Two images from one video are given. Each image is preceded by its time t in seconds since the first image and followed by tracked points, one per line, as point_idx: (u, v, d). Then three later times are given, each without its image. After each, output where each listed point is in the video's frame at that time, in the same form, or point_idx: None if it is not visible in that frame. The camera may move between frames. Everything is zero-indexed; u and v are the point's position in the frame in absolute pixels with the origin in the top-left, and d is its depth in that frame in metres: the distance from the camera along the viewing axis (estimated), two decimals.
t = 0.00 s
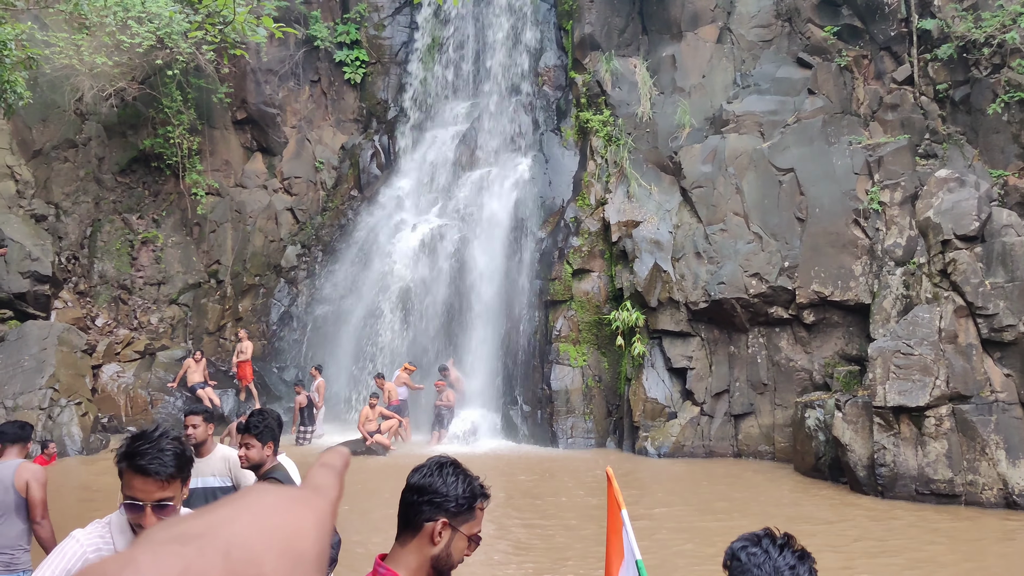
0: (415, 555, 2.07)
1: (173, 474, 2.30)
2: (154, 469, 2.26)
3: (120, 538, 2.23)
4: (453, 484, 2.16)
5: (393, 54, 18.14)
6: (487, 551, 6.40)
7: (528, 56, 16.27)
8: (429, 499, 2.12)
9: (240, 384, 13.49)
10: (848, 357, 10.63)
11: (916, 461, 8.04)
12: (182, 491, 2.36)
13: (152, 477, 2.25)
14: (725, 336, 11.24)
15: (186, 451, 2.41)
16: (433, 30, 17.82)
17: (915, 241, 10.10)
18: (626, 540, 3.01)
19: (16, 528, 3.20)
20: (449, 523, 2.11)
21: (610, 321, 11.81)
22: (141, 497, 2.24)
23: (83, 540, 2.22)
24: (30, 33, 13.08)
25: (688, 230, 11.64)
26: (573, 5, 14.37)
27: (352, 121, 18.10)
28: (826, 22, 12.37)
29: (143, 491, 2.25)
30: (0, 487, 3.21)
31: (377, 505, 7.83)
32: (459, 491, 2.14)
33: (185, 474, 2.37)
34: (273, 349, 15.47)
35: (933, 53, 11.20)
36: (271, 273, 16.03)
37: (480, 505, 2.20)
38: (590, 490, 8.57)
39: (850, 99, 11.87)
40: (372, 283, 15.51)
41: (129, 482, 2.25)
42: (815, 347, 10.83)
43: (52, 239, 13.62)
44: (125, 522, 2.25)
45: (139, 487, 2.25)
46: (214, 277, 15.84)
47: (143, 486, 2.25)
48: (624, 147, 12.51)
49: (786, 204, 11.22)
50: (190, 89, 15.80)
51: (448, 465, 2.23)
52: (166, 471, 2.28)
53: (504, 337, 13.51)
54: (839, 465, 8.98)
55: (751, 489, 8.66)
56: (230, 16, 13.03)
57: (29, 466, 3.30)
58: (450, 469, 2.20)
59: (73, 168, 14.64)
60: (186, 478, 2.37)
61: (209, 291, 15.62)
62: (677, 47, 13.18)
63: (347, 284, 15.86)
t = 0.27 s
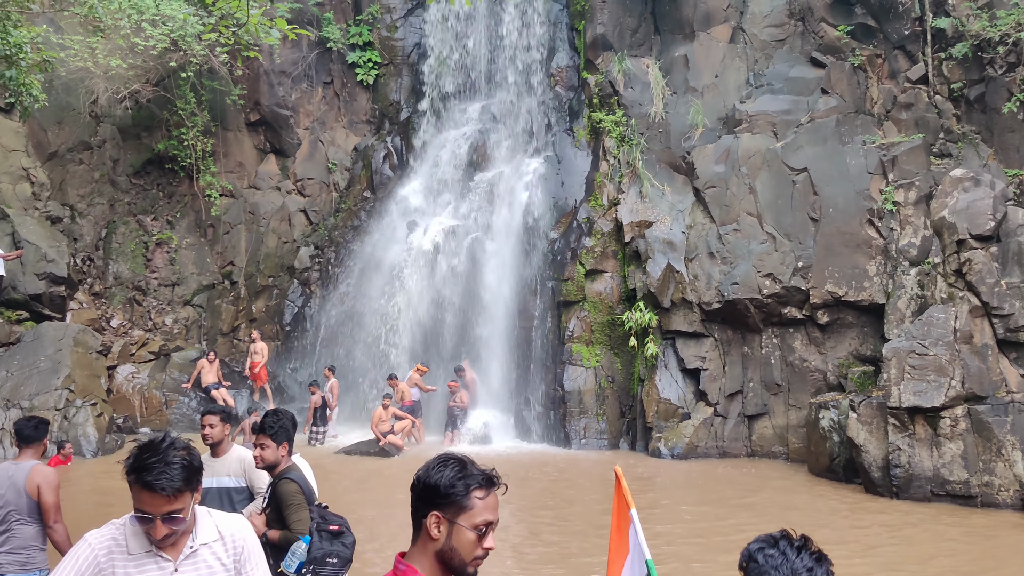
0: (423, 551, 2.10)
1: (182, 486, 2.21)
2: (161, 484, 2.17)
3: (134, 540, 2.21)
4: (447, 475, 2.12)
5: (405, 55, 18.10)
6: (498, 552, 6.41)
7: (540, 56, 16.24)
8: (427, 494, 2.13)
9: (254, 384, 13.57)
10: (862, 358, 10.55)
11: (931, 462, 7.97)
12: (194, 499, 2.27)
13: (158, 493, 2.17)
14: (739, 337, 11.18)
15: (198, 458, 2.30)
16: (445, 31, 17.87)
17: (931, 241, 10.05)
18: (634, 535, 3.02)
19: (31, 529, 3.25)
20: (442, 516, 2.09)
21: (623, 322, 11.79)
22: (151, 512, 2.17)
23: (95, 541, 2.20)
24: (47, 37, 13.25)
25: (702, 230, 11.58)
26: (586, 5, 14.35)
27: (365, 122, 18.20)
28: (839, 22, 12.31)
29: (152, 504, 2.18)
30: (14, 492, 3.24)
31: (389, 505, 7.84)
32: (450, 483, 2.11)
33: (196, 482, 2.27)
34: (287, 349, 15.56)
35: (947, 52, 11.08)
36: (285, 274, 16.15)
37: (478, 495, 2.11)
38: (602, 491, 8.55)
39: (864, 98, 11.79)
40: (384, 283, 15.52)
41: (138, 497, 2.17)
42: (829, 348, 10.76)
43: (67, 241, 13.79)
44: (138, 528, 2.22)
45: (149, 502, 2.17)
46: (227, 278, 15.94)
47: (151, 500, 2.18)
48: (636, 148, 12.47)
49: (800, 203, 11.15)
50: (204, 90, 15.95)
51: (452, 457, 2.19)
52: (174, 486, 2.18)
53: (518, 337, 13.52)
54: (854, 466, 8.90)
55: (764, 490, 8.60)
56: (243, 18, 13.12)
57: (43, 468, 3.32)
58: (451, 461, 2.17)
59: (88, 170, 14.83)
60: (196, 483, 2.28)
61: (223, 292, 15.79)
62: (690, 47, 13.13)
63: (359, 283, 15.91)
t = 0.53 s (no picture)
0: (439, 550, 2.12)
1: (213, 487, 2.24)
2: (193, 483, 2.20)
3: (165, 537, 2.24)
4: (448, 471, 2.16)
5: (420, 56, 18.21)
6: (514, 552, 6.43)
7: (555, 56, 16.21)
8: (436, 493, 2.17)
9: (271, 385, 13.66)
10: (880, 359, 10.45)
11: (950, 464, 7.87)
12: (223, 500, 2.30)
13: (189, 492, 2.20)
14: (755, 338, 11.10)
15: (229, 460, 2.34)
16: (460, 33, 17.91)
17: (949, 242, 9.91)
18: (649, 535, 3.01)
19: (47, 532, 3.28)
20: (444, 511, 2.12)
21: (639, 323, 11.75)
22: (182, 510, 2.20)
23: (128, 534, 2.24)
24: (67, 41, 13.46)
25: (718, 230, 11.51)
26: (601, 6, 14.32)
27: (380, 124, 18.28)
28: (856, 21, 12.22)
29: (182, 503, 2.21)
30: (32, 495, 3.29)
31: (402, 506, 7.86)
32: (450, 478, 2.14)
33: (227, 484, 2.30)
34: (304, 351, 15.69)
35: (965, 52, 10.92)
36: (301, 275, 16.25)
37: (477, 486, 2.11)
38: (616, 492, 8.53)
39: (881, 98, 11.76)
40: (400, 284, 15.58)
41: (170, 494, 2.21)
42: (847, 348, 10.67)
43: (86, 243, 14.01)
44: (168, 528, 2.25)
45: (180, 500, 2.21)
46: (244, 280, 16.06)
47: (182, 498, 2.21)
48: (652, 148, 12.41)
49: (817, 204, 11.07)
50: (220, 93, 16.11)
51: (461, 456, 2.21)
52: (204, 484, 2.21)
53: (533, 338, 13.52)
54: (871, 468, 8.81)
55: (781, 492, 8.54)
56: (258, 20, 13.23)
57: (58, 472, 3.33)
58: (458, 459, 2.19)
59: (106, 172, 15.06)
60: (227, 485, 2.31)
61: (240, 293, 15.98)
62: (705, 47, 13.06)
63: (375, 283, 15.98)
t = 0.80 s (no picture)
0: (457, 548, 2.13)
1: (239, 479, 2.26)
2: (222, 475, 2.22)
3: (191, 535, 2.26)
4: (459, 470, 2.19)
5: (432, 57, 18.30)
6: (525, 553, 6.43)
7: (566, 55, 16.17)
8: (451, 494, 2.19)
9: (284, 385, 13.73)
10: (894, 359, 10.38)
11: (964, 465, 7.80)
12: (250, 494, 2.32)
13: (218, 484, 2.22)
14: (768, 338, 11.03)
15: (256, 455, 2.36)
16: (471, 33, 17.96)
17: (963, 241, 9.99)
18: (662, 536, 3.03)
19: (58, 531, 3.32)
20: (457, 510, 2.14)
21: (651, 323, 11.71)
22: (208, 501, 2.21)
23: (156, 530, 2.26)
24: (82, 42, 13.59)
25: (730, 230, 11.44)
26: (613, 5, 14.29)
27: (392, 124, 18.34)
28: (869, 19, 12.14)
29: (210, 494, 2.22)
30: (46, 495, 3.32)
31: (413, 506, 7.86)
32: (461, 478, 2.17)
33: (253, 477, 2.32)
34: (316, 353, 15.80)
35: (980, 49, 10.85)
36: (313, 275, 16.34)
37: (485, 482, 2.12)
38: (628, 493, 8.50)
39: (896, 97, 11.62)
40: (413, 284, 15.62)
41: (198, 485, 2.22)
42: (860, 349, 10.58)
43: (100, 243, 14.17)
44: (195, 520, 2.26)
45: (208, 492, 2.21)
46: (257, 280, 16.15)
47: (208, 488, 2.22)
48: (665, 148, 12.36)
49: (830, 203, 11.00)
50: (233, 93, 16.21)
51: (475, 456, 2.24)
52: (232, 475, 2.23)
53: (544, 338, 13.50)
54: (885, 469, 8.75)
55: (793, 493, 8.49)
56: (270, 20, 13.34)
57: (72, 472, 3.37)
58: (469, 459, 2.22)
59: (120, 172, 15.20)
60: (253, 479, 2.33)
61: (253, 293, 15.93)
62: (718, 46, 13.00)
63: (388, 283, 16.04)
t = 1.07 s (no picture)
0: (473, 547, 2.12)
1: (256, 470, 2.29)
2: (238, 465, 2.26)
3: (210, 535, 2.26)
4: (474, 469, 2.18)
5: (439, 56, 18.29)
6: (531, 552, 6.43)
7: (573, 55, 16.15)
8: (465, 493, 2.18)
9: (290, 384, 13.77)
10: (902, 359, 10.34)
11: (972, 465, 7.76)
12: (268, 489, 2.33)
13: (234, 474, 2.25)
14: (775, 338, 11.00)
15: (273, 452, 2.40)
16: (478, 33, 17.97)
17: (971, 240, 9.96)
18: (670, 542, 2.98)
19: (66, 529, 3.34)
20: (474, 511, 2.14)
21: (657, 322, 11.70)
22: (225, 494, 2.23)
23: (176, 528, 2.27)
24: (89, 41, 13.66)
25: (737, 229, 11.41)
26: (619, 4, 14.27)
27: (399, 123, 18.37)
28: (877, 18, 12.10)
29: (226, 486, 2.24)
30: (53, 493, 3.34)
31: (419, 505, 7.88)
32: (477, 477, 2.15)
33: (270, 473, 2.35)
34: (322, 350, 15.76)
35: (988, 48, 10.79)
36: (320, 274, 16.38)
37: (502, 482, 2.12)
38: (634, 492, 8.49)
39: (903, 96, 11.49)
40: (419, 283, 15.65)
41: (216, 477, 2.25)
42: (868, 348, 10.54)
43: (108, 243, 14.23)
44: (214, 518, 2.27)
45: (224, 483, 2.24)
46: (263, 279, 16.18)
47: (226, 481, 2.25)
48: (671, 147, 12.32)
49: (838, 202, 10.96)
50: (239, 93, 16.26)
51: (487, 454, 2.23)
52: (249, 466, 2.27)
53: (551, 338, 13.48)
54: (893, 470, 8.71)
55: (800, 493, 8.46)
56: (276, 19, 13.39)
57: (78, 471, 3.38)
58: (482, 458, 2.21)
59: (127, 172, 15.25)
60: (270, 475, 2.35)
61: (260, 293, 16.07)
62: (725, 45, 12.97)
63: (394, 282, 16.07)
